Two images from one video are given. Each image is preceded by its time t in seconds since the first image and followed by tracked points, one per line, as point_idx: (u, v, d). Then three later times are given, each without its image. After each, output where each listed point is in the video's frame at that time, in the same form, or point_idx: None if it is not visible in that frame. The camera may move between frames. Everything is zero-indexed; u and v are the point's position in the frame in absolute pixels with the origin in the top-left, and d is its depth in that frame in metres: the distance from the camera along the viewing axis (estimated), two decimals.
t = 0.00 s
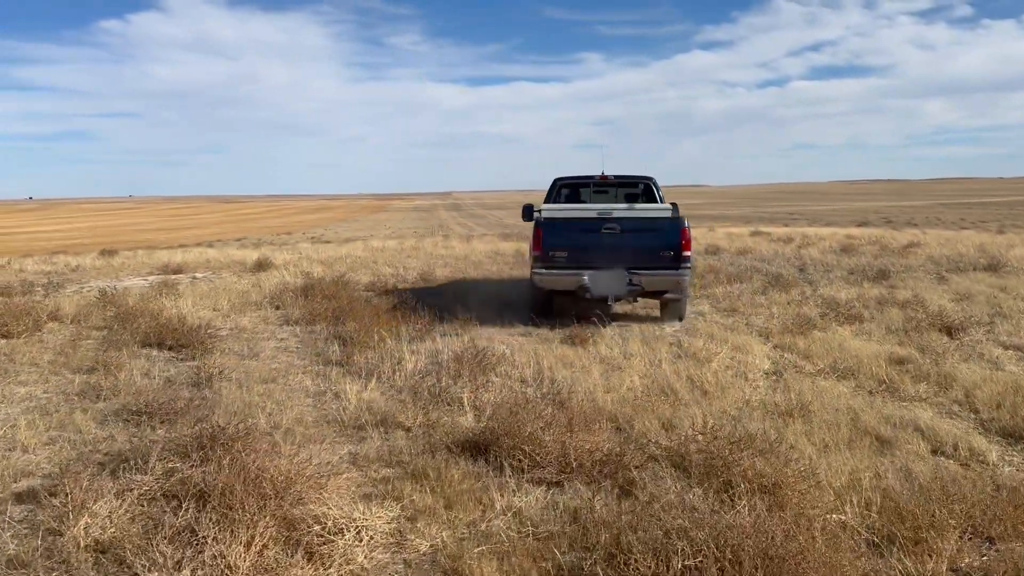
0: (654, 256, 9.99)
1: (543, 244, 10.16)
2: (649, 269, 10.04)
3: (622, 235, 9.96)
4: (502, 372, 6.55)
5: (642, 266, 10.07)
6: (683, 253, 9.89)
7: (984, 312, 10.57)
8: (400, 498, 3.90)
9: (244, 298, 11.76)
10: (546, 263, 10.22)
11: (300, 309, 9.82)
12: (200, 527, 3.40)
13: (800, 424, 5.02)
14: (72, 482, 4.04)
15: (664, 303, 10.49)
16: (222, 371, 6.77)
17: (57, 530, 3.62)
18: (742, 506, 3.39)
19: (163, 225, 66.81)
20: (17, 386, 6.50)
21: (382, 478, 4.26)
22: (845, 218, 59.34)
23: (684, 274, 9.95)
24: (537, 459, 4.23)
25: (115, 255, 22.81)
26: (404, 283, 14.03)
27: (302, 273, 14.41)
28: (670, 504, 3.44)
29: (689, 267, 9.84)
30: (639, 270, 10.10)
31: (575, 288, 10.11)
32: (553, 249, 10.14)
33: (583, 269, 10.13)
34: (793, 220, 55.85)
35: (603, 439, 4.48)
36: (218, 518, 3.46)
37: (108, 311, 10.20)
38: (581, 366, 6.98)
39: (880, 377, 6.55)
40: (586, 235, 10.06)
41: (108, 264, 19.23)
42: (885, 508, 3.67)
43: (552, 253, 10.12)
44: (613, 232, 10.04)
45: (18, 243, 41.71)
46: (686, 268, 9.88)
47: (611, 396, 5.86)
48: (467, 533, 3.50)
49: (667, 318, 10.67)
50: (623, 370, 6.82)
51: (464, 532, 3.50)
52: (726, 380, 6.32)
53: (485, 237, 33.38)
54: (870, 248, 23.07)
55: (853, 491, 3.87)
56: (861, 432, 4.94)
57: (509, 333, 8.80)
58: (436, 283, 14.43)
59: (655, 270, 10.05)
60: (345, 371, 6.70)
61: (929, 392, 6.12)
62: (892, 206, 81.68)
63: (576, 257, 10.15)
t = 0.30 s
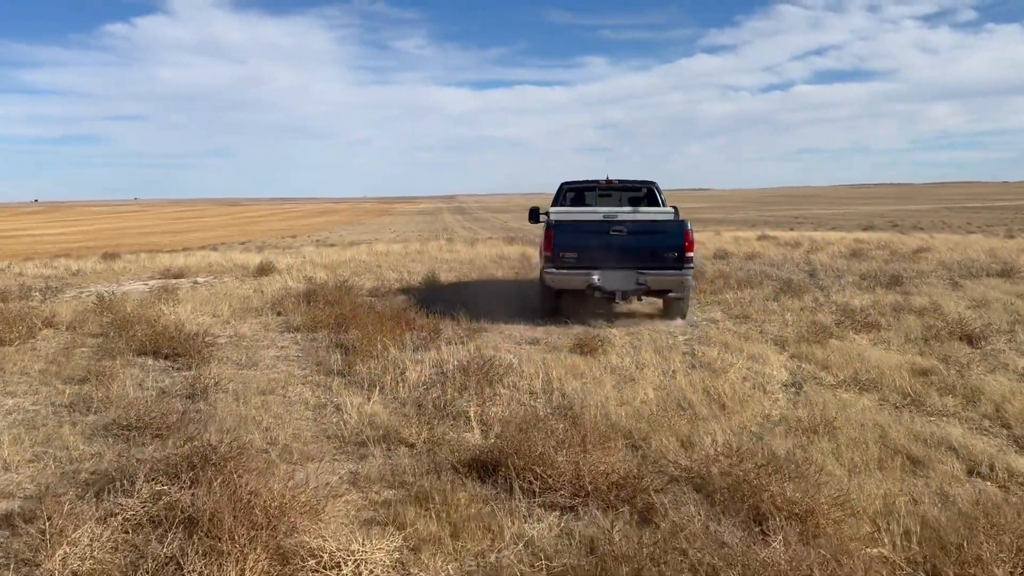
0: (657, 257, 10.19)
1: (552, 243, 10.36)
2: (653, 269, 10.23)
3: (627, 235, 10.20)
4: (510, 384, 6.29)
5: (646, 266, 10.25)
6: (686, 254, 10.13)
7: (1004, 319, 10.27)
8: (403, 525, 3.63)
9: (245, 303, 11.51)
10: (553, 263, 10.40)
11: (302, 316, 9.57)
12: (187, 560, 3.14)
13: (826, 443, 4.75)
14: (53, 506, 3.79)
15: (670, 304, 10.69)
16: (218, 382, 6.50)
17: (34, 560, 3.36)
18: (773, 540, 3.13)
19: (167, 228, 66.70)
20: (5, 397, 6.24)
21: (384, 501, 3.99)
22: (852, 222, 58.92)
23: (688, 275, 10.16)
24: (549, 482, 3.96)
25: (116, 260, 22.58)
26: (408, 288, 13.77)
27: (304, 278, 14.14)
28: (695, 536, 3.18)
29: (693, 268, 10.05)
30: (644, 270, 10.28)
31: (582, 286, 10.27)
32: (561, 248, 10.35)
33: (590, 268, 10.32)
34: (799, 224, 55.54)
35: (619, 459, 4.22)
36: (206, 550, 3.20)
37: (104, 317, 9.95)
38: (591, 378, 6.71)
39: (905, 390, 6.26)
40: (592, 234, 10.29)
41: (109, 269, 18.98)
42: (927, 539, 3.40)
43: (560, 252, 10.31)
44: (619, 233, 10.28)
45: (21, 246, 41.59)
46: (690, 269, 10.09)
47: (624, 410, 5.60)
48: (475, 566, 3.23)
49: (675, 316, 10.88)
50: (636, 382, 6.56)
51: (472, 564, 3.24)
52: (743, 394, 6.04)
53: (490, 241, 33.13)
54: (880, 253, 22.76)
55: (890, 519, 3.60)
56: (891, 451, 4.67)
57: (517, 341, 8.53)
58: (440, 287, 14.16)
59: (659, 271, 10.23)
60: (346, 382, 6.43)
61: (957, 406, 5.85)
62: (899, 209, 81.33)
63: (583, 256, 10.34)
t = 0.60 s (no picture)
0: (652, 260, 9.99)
1: (547, 247, 10.16)
2: (648, 272, 10.02)
3: (622, 238, 10.00)
4: (507, 397, 6.02)
5: (640, 269, 10.05)
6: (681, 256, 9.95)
7: (1015, 327, 10.00)
8: (390, 556, 3.35)
9: (236, 310, 11.23)
10: (551, 267, 10.18)
11: (293, 324, 9.28)
12: None
13: (842, 463, 4.48)
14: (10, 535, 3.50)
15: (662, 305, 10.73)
16: (202, 395, 6.22)
17: None
18: None
19: (165, 233, 66.43)
20: None
21: (370, 528, 3.71)
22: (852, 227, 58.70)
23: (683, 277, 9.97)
24: (548, 508, 3.69)
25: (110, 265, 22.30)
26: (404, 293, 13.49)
27: (298, 284, 13.86)
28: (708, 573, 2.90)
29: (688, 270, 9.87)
30: (639, 272, 10.06)
31: (578, 290, 10.05)
32: (558, 252, 10.14)
33: (586, 271, 10.11)
34: (799, 229, 55.32)
35: (622, 481, 3.94)
36: None
37: (90, 325, 9.66)
38: (591, 390, 6.44)
39: (919, 403, 5.99)
40: (587, 238, 10.09)
41: (101, 274, 18.69)
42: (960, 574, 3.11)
43: (556, 256, 10.09)
44: (614, 236, 10.07)
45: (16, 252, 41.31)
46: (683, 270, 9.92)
47: (627, 426, 5.33)
48: None
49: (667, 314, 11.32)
50: (638, 395, 6.29)
51: None
52: (751, 409, 5.77)
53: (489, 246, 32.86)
54: (882, 258, 22.51)
55: (918, 550, 3.32)
56: (911, 471, 4.40)
57: (515, 350, 8.25)
58: (437, 292, 13.90)
59: (654, 274, 10.03)
60: (336, 394, 6.15)
61: (976, 420, 5.58)
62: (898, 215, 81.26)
63: (579, 259, 10.11)
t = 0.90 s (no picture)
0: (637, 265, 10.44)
1: (540, 252, 10.73)
2: (634, 276, 10.46)
3: (609, 243, 10.49)
4: (496, 414, 5.73)
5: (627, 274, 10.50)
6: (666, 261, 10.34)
7: (1018, 336, 9.76)
8: None
9: (218, 320, 10.88)
10: (543, 270, 10.75)
11: (275, 335, 8.96)
12: None
13: (850, 487, 4.20)
14: None
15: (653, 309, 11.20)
16: (174, 412, 5.89)
17: None
18: None
19: (154, 239, 65.88)
20: None
21: (343, 564, 3.41)
22: (845, 232, 58.61)
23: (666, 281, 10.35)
24: (538, 542, 3.40)
25: (93, 272, 21.85)
26: (392, 302, 13.18)
27: (283, 293, 13.52)
28: None
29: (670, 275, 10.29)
30: (626, 276, 10.52)
31: (568, 292, 10.55)
32: (550, 256, 10.70)
33: (575, 274, 10.61)
34: (793, 235, 55.17)
35: (617, 510, 3.65)
36: None
37: (64, 336, 9.30)
38: (584, 405, 6.15)
39: (927, 419, 5.71)
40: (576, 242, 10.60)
41: (83, 282, 18.28)
42: None
43: (548, 260, 10.65)
44: (602, 241, 10.56)
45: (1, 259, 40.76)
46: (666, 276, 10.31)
47: (622, 445, 5.04)
48: None
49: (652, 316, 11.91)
50: (633, 410, 6.00)
51: None
52: (751, 426, 5.49)
53: (480, 253, 32.57)
54: (877, 264, 22.29)
55: None
56: (925, 496, 4.11)
57: (505, 362, 7.95)
58: (427, 300, 13.59)
59: (640, 278, 10.47)
60: (315, 411, 5.85)
61: (987, 438, 5.30)
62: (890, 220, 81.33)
63: (569, 263, 10.65)
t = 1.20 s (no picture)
0: (621, 269, 10.22)
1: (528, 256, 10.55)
2: (619, 280, 10.23)
3: (594, 246, 10.28)
4: (481, 429, 5.45)
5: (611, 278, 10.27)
6: (650, 265, 10.10)
7: (1013, 344, 9.57)
8: None
9: (195, 330, 10.56)
10: (531, 274, 10.56)
11: (253, 346, 8.65)
12: None
13: (857, 508, 3.94)
14: None
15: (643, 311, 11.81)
16: (141, 429, 5.58)
17: None
18: None
19: (137, 247, 65.25)
20: None
21: None
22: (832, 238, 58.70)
23: (649, 286, 10.09)
24: None
25: (72, 281, 21.42)
26: (376, 310, 12.87)
27: (264, 301, 13.19)
28: None
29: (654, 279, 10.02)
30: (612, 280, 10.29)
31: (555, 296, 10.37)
32: (537, 259, 10.53)
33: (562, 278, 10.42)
34: (779, 240, 55.20)
35: (610, 540, 3.37)
36: None
37: (33, 347, 8.95)
38: (573, 419, 5.88)
39: (931, 432, 5.47)
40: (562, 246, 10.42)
41: (60, 291, 17.88)
42: None
43: (534, 263, 10.48)
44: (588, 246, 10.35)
45: None
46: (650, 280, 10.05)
47: (613, 463, 4.76)
48: None
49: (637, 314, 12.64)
50: (625, 425, 5.73)
51: None
52: (749, 442, 5.23)
53: (466, 259, 32.31)
54: (867, 271, 22.16)
55: None
56: (936, 517, 3.85)
57: (491, 373, 7.68)
58: (412, 307, 13.30)
59: (624, 282, 10.24)
60: (291, 427, 5.55)
61: (995, 452, 5.06)
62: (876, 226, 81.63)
63: (556, 267, 10.45)
